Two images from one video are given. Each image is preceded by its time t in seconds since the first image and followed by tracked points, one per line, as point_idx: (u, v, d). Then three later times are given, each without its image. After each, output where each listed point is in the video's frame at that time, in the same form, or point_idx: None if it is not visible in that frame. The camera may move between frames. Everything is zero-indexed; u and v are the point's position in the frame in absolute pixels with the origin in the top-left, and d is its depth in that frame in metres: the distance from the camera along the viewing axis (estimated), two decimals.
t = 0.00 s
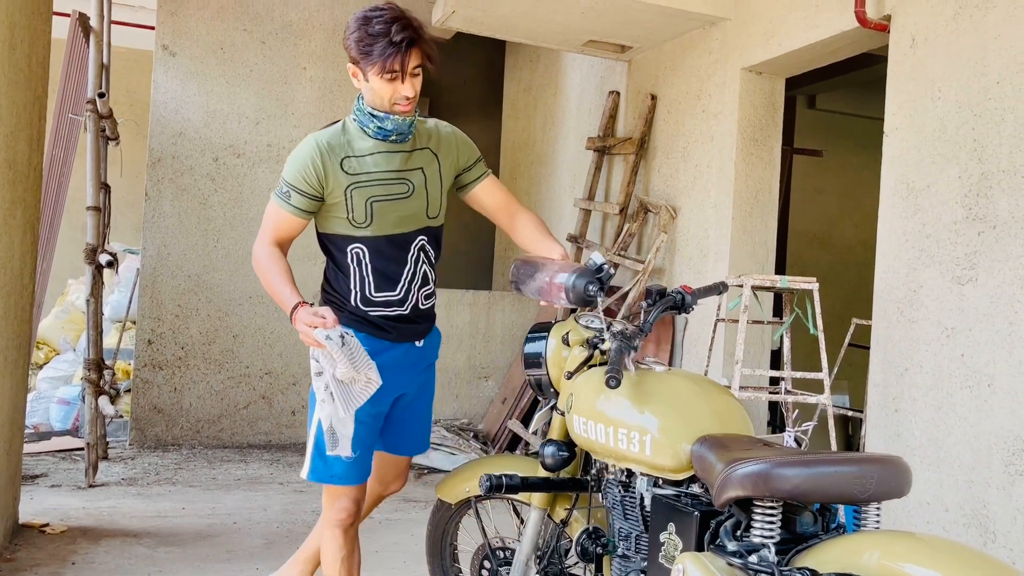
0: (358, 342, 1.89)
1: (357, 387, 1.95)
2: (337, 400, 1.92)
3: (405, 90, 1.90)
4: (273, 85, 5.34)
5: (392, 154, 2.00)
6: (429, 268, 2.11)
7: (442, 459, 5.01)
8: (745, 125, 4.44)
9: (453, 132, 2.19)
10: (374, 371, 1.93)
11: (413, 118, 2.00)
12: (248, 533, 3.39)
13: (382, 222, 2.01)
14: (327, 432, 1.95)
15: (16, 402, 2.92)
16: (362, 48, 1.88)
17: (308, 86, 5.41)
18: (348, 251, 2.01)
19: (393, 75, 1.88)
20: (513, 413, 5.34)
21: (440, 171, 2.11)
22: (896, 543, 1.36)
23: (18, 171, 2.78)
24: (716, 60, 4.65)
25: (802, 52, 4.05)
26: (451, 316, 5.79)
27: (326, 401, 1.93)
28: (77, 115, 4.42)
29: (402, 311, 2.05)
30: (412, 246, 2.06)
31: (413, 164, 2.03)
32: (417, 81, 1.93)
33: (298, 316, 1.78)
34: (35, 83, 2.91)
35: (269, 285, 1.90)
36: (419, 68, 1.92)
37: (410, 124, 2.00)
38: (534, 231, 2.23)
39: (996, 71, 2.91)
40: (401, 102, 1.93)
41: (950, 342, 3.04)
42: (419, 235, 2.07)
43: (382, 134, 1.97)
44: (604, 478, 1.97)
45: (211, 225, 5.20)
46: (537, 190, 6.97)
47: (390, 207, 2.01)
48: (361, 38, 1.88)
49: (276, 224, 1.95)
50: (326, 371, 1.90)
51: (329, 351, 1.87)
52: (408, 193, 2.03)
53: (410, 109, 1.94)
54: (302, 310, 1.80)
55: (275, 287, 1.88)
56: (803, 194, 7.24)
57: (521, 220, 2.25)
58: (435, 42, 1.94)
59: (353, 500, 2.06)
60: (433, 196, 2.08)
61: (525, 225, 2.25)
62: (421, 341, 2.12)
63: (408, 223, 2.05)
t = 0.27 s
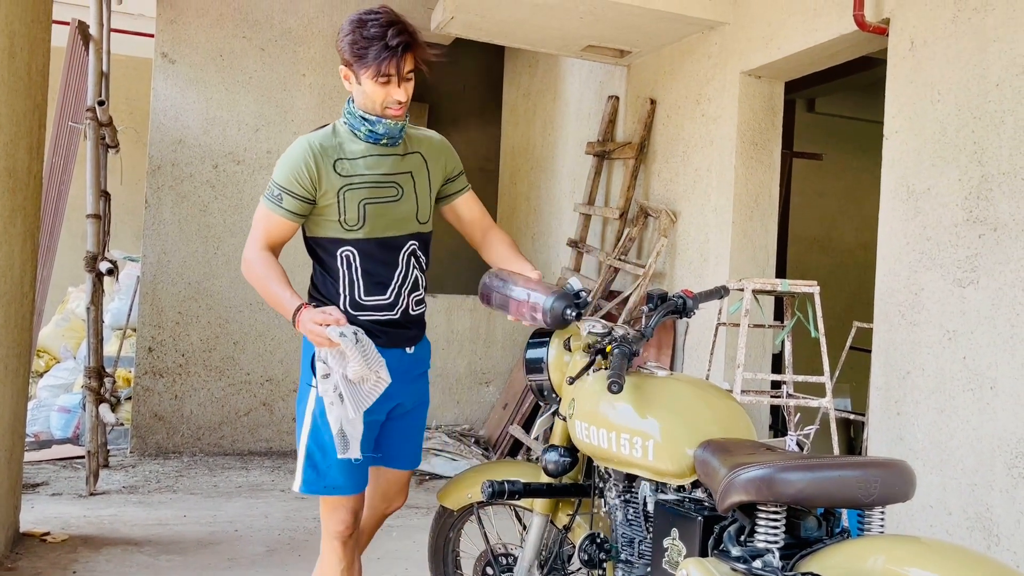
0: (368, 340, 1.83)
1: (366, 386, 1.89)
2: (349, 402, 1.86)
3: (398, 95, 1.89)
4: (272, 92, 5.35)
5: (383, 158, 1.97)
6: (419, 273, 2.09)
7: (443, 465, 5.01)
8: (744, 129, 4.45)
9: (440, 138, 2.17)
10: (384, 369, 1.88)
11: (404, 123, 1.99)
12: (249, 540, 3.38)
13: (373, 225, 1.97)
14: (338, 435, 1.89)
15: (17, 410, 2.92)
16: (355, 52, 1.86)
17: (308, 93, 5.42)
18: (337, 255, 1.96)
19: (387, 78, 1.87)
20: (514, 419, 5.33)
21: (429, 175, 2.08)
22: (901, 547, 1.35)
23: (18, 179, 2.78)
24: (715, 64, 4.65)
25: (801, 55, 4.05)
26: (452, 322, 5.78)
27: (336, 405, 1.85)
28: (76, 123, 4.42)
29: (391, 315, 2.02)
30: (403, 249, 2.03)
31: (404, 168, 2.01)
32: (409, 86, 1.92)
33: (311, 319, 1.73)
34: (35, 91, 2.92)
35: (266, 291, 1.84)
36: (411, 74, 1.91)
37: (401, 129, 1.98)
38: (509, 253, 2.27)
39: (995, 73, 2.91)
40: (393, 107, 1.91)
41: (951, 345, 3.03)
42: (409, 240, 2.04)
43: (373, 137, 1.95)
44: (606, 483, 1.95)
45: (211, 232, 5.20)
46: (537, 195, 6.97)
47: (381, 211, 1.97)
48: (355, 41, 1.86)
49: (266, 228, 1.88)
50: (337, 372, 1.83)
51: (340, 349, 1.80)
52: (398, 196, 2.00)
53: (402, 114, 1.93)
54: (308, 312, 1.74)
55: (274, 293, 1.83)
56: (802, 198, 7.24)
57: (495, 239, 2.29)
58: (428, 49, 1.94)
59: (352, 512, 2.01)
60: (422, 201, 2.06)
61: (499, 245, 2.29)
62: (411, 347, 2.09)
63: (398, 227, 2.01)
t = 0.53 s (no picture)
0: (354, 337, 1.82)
1: (353, 384, 1.89)
2: (335, 399, 1.85)
3: (390, 105, 1.88)
4: (271, 98, 5.35)
5: (374, 168, 1.97)
6: (404, 287, 2.06)
7: (444, 470, 5.00)
8: (743, 133, 4.45)
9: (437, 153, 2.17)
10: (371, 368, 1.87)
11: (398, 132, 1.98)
12: (249, 547, 3.37)
13: (359, 234, 1.95)
14: (327, 436, 1.86)
15: (17, 417, 2.92)
16: (348, 62, 1.86)
17: (307, 98, 5.42)
18: (320, 262, 1.95)
19: (379, 89, 1.86)
20: (514, 423, 5.33)
21: (422, 189, 2.07)
22: (903, 551, 1.35)
23: (17, 186, 2.79)
24: (714, 68, 4.66)
25: (799, 58, 4.06)
26: (451, 327, 5.78)
27: (323, 403, 1.85)
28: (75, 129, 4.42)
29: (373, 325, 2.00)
30: (386, 261, 2.01)
31: (395, 179, 2.00)
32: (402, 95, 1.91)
33: (294, 317, 1.70)
34: (34, 98, 2.92)
35: (255, 296, 1.79)
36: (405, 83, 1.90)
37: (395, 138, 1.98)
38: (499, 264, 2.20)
39: (993, 76, 2.92)
40: (385, 117, 1.91)
41: (952, 347, 3.03)
42: (395, 251, 2.02)
43: (365, 147, 1.95)
44: (606, 488, 1.95)
45: (210, 238, 5.20)
46: (536, 200, 6.97)
47: (369, 220, 1.96)
48: (348, 50, 1.86)
49: (253, 233, 1.87)
50: (322, 369, 1.83)
51: (326, 346, 1.80)
52: (387, 207, 1.99)
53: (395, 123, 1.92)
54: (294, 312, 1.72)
55: (263, 296, 1.78)
56: (802, 201, 7.24)
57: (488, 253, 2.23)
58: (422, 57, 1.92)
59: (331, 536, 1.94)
60: (413, 213, 2.04)
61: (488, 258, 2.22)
62: (390, 360, 2.07)
63: (386, 237, 2.00)
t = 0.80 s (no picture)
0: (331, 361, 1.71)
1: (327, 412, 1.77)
2: (310, 425, 1.74)
3: (381, 104, 1.77)
4: (268, 102, 5.35)
5: (355, 172, 1.86)
6: (389, 298, 1.95)
7: (442, 474, 5.00)
8: (740, 135, 4.45)
9: (424, 158, 2.05)
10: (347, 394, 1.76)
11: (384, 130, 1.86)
12: (247, 552, 3.36)
13: (337, 245, 1.84)
14: (302, 462, 1.76)
15: (13, 423, 2.91)
16: (337, 55, 1.73)
17: (303, 102, 5.42)
18: (298, 273, 1.83)
19: (370, 86, 1.74)
20: (512, 427, 5.32)
21: (405, 196, 1.96)
22: (902, 554, 1.34)
23: (13, 191, 2.78)
24: (710, 70, 4.66)
25: (795, 61, 4.06)
26: (449, 330, 5.77)
27: (296, 428, 1.74)
28: (71, 134, 4.42)
29: (355, 341, 1.89)
30: (370, 273, 1.90)
31: (377, 185, 1.89)
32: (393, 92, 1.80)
33: (268, 339, 1.62)
34: (29, 102, 2.91)
35: (221, 307, 1.71)
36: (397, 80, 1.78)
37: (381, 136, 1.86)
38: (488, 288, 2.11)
39: (989, 77, 2.92)
40: (374, 116, 1.79)
41: (949, 348, 3.03)
42: (377, 262, 1.91)
43: (345, 149, 1.84)
44: (604, 492, 1.95)
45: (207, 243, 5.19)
46: (533, 203, 6.97)
47: (347, 229, 1.84)
48: (338, 42, 1.73)
49: (223, 240, 1.76)
50: (296, 396, 1.71)
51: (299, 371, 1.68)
52: (369, 214, 1.87)
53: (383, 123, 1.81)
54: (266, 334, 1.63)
55: (232, 311, 1.70)
56: (798, 202, 7.25)
57: (473, 274, 2.13)
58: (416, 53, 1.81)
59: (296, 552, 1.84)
60: (394, 222, 1.93)
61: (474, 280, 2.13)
62: (375, 376, 1.95)
63: (367, 247, 1.89)
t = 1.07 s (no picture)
0: (304, 356, 1.46)
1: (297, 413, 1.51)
2: (276, 430, 1.48)
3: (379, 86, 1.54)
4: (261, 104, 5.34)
5: (340, 150, 1.61)
6: (366, 292, 1.68)
7: (437, 476, 4.99)
8: (734, 136, 4.46)
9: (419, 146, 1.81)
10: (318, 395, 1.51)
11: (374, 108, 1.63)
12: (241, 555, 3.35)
13: (312, 230, 1.58)
14: (264, 471, 1.49)
15: (6, 427, 2.89)
16: (332, 26, 1.47)
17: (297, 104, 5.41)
18: (265, 257, 1.57)
19: (369, 63, 1.50)
20: (507, 429, 5.32)
21: (394, 184, 1.71)
22: (898, 557, 1.34)
23: (6, 194, 2.77)
24: (704, 71, 4.67)
25: (789, 62, 4.07)
26: (444, 332, 5.76)
27: (259, 432, 1.47)
28: (63, 137, 4.40)
29: (323, 338, 1.62)
30: (345, 264, 1.63)
31: (364, 166, 1.64)
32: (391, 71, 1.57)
33: (233, 324, 1.36)
34: (21, 105, 2.90)
35: (181, 291, 1.43)
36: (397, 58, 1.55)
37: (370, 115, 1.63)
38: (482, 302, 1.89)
39: (982, 78, 2.93)
40: (370, 95, 1.56)
41: (944, 349, 3.03)
42: (354, 251, 1.65)
43: (331, 126, 1.59)
44: (600, 494, 1.95)
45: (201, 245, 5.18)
46: (528, 204, 6.97)
47: (325, 214, 1.59)
48: (335, 11, 1.47)
49: (183, 212, 1.49)
50: (260, 393, 1.45)
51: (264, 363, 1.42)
52: (350, 199, 1.62)
53: (377, 105, 1.58)
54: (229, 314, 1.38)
55: (193, 294, 1.43)
56: (792, 203, 7.26)
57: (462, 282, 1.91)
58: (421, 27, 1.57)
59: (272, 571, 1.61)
60: (379, 212, 1.68)
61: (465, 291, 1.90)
62: (348, 376, 1.67)
63: (345, 236, 1.63)
